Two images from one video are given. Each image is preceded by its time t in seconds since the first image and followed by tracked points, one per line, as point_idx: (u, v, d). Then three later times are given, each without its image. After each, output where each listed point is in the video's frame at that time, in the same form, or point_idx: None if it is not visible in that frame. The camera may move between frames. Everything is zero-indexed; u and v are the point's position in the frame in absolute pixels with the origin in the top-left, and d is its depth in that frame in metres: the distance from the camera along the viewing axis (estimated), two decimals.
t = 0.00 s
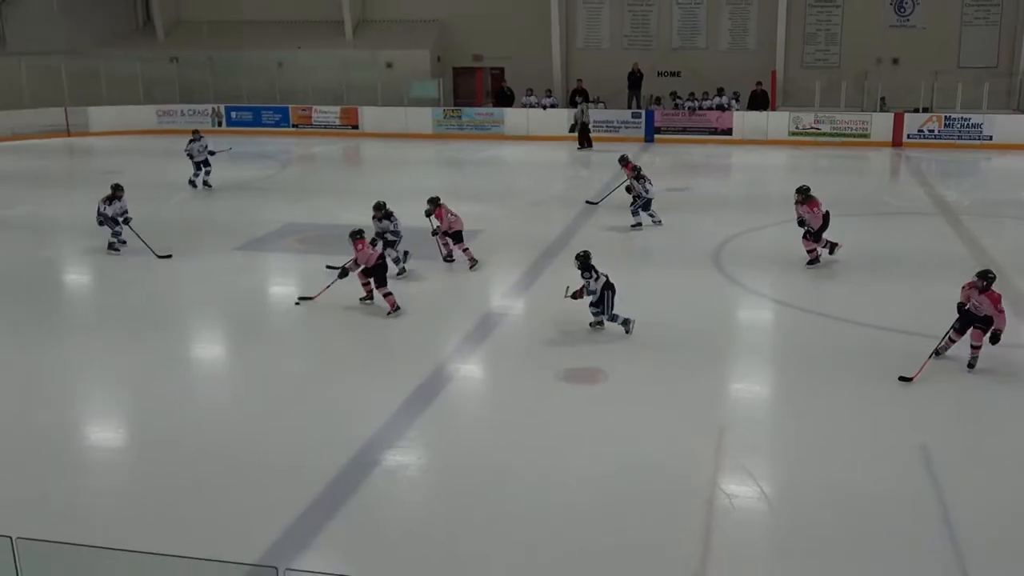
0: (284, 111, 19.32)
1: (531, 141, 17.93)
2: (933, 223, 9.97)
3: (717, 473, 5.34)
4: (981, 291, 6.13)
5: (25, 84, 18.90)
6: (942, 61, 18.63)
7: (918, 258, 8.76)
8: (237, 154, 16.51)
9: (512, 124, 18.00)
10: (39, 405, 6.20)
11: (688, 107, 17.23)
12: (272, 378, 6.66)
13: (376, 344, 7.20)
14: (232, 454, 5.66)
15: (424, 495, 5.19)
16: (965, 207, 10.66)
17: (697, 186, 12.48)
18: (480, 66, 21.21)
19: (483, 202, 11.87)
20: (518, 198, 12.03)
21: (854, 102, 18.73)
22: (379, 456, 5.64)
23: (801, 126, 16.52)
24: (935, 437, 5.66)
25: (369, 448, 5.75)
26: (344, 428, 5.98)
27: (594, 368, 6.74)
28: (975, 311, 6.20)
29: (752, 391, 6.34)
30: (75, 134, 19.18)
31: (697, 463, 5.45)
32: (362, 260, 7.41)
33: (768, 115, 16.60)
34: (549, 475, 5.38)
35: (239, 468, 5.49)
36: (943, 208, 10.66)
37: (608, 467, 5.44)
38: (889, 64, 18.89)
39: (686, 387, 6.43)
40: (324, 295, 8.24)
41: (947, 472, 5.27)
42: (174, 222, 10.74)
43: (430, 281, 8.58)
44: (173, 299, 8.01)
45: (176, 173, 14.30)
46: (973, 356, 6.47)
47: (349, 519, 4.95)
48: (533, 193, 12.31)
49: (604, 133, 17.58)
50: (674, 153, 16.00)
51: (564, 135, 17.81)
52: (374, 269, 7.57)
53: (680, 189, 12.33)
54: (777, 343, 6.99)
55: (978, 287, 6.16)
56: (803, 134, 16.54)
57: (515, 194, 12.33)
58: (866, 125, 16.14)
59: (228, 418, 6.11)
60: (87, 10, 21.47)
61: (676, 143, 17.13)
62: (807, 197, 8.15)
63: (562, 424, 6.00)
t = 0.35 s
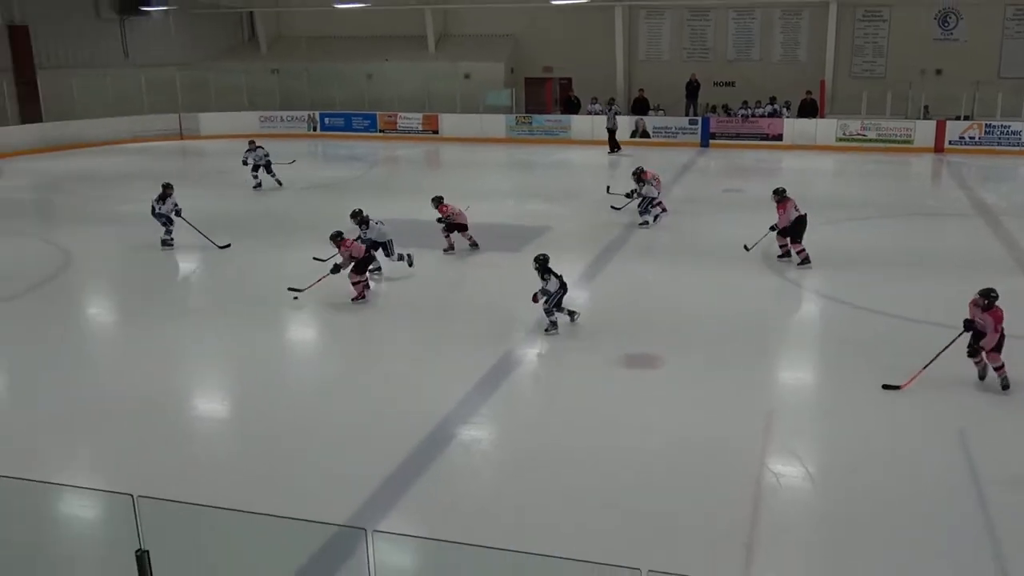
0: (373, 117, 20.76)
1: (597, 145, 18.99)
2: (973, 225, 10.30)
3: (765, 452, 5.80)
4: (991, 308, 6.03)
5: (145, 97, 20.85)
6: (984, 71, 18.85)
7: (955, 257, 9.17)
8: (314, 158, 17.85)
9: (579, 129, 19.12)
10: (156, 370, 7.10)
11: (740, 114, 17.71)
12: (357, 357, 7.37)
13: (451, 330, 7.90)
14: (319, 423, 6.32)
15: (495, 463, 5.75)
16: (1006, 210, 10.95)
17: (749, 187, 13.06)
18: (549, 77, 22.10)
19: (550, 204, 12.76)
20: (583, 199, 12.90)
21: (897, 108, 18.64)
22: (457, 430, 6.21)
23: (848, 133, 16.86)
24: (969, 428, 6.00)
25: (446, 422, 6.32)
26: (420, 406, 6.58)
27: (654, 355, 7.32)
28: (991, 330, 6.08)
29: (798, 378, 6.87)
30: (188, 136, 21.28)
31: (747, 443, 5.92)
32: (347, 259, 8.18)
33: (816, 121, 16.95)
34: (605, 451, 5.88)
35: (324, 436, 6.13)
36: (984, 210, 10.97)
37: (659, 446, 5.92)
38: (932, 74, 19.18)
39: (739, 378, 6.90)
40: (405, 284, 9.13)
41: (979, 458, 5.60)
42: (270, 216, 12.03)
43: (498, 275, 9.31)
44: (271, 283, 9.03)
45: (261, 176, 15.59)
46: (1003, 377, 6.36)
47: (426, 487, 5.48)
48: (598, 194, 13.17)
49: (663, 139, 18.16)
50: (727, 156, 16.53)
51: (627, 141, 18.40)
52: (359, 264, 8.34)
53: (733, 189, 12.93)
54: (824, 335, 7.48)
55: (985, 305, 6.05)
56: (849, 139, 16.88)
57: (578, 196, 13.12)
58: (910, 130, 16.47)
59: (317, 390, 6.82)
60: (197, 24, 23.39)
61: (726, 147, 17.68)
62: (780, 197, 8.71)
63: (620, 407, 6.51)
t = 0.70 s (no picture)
0: (463, 128, 22.03)
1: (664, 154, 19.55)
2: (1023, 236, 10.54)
3: (814, 448, 6.26)
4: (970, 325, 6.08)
5: (264, 108, 23.27)
6: None
7: (1001, 266, 9.49)
8: (402, 165, 19.28)
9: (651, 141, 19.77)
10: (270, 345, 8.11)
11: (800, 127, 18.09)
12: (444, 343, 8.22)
13: (528, 321, 8.71)
14: (405, 402, 7.02)
15: (568, 447, 6.34)
16: None
17: (808, 195, 13.51)
18: (624, 93, 22.93)
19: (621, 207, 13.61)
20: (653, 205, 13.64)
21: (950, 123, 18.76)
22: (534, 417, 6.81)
23: (903, 146, 17.08)
24: (1006, 430, 6.36)
25: (524, 410, 6.93)
26: (499, 390, 7.29)
27: (718, 350, 7.97)
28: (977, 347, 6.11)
29: (848, 376, 7.39)
30: (300, 144, 23.19)
31: (799, 437, 6.41)
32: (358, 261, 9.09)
33: (872, 134, 17.28)
34: (667, 439, 6.44)
35: (408, 415, 6.82)
36: None
37: (715, 437, 6.47)
38: (986, 92, 19.14)
39: (789, 372, 7.52)
40: (488, 278, 10.12)
41: (1015, 457, 5.96)
42: (370, 217, 13.50)
43: (566, 272, 10.15)
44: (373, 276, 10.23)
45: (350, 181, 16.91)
46: (993, 398, 6.55)
47: (507, 466, 6.06)
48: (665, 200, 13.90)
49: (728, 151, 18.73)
50: (787, 166, 17.00)
51: (694, 152, 19.07)
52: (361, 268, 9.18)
53: (793, 196, 13.41)
54: (873, 335, 8.02)
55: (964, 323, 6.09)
56: (903, 152, 17.10)
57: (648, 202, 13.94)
58: (962, 144, 16.58)
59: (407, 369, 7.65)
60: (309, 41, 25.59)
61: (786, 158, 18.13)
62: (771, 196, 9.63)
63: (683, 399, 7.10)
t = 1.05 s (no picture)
0: (546, 135, 22.63)
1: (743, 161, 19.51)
2: None
3: (892, 445, 6.10)
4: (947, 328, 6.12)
5: (364, 115, 24.49)
6: None
7: None
8: (491, 171, 19.83)
9: (728, 146, 19.75)
10: (360, 336, 8.63)
11: (880, 135, 18.04)
12: (520, 343, 8.37)
13: (603, 322, 8.91)
14: (481, 390, 7.20)
15: (642, 433, 6.34)
16: None
17: (887, 204, 13.37)
18: (702, 102, 23.06)
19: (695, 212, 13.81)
20: (725, 209, 13.78)
21: None
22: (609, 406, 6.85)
23: (984, 156, 16.68)
24: None
25: (600, 400, 6.96)
26: (573, 384, 7.32)
27: (788, 352, 7.95)
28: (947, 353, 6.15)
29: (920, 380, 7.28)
30: (395, 148, 24.36)
31: (878, 437, 6.23)
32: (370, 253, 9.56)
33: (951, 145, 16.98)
34: (746, 430, 6.36)
35: (482, 401, 6.99)
36: None
37: (795, 434, 6.30)
38: None
39: (868, 379, 7.31)
40: (569, 281, 10.41)
41: None
42: (460, 219, 14.04)
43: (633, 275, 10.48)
44: (460, 276, 10.70)
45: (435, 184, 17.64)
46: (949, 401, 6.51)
47: (584, 457, 5.95)
48: (739, 206, 13.99)
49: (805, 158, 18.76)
50: (870, 174, 16.79)
51: (771, 158, 19.17)
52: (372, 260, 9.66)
53: (870, 206, 13.32)
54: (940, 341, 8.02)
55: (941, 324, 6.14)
56: (985, 162, 16.72)
57: (729, 207, 13.98)
58: None
59: (484, 362, 7.89)
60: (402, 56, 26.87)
61: (870, 168, 17.90)
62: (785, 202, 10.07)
63: (760, 396, 7.01)
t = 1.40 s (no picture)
0: (624, 135, 22.50)
1: (827, 165, 19.05)
2: None
3: (983, 464, 5.83)
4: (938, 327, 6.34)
5: (444, 113, 24.62)
6: None
7: None
8: (567, 171, 19.84)
9: (811, 149, 19.29)
10: (437, 333, 8.72)
11: (973, 139, 17.39)
12: (594, 346, 8.32)
13: (681, 326, 8.80)
14: (554, 392, 7.17)
15: (718, 441, 6.21)
16: None
17: (980, 211, 12.86)
18: (785, 103, 22.59)
19: (778, 215, 13.54)
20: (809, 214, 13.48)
21: None
22: (685, 412, 6.72)
23: None
24: None
25: (675, 406, 6.85)
26: (646, 387, 7.25)
27: (873, 363, 7.70)
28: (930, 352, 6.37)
29: (1015, 397, 6.95)
30: (473, 148, 24.46)
31: (969, 455, 5.97)
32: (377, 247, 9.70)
33: None
34: (825, 441, 6.19)
35: (556, 402, 6.96)
36: None
37: (879, 448, 6.09)
38: None
39: (961, 392, 7.03)
40: (646, 283, 10.34)
41: None
42: (536, 219, 14.11)
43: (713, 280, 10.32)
44: (536, 275, 10.74)
45: (512, 185, 17.72)
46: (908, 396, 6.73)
47: (657, 462, 5.88)
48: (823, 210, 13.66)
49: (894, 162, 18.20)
50: (961, 180, 16.16)
51: (857, 162, 18.66)
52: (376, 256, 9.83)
53: (962, 213, 12.82)
54: None
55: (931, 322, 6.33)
56: None
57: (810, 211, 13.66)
58: None
59: (559, 363, 7.88)
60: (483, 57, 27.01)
61: (960, 173, 17.24)
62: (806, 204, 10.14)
63: (843, 406, 6.80)
